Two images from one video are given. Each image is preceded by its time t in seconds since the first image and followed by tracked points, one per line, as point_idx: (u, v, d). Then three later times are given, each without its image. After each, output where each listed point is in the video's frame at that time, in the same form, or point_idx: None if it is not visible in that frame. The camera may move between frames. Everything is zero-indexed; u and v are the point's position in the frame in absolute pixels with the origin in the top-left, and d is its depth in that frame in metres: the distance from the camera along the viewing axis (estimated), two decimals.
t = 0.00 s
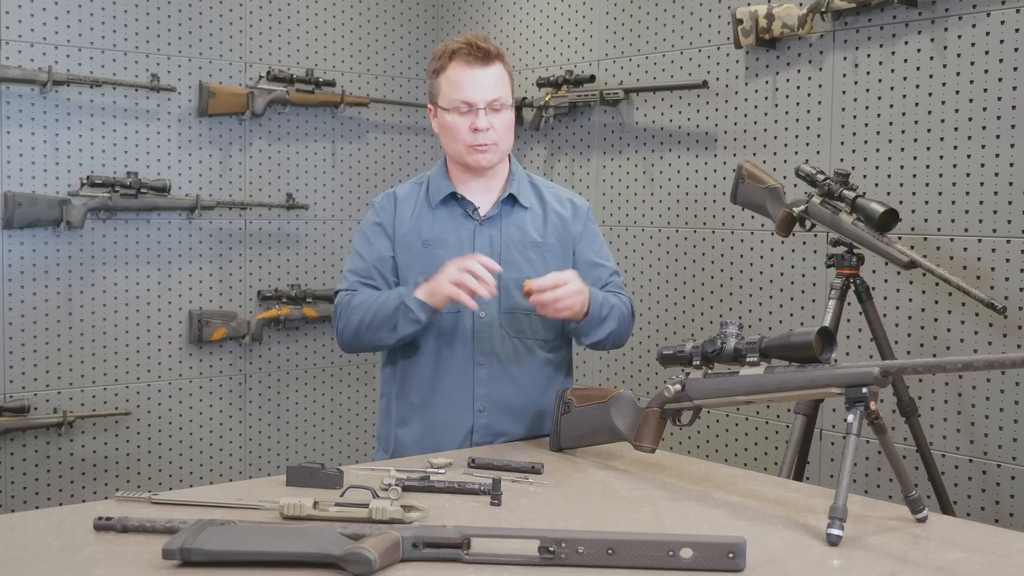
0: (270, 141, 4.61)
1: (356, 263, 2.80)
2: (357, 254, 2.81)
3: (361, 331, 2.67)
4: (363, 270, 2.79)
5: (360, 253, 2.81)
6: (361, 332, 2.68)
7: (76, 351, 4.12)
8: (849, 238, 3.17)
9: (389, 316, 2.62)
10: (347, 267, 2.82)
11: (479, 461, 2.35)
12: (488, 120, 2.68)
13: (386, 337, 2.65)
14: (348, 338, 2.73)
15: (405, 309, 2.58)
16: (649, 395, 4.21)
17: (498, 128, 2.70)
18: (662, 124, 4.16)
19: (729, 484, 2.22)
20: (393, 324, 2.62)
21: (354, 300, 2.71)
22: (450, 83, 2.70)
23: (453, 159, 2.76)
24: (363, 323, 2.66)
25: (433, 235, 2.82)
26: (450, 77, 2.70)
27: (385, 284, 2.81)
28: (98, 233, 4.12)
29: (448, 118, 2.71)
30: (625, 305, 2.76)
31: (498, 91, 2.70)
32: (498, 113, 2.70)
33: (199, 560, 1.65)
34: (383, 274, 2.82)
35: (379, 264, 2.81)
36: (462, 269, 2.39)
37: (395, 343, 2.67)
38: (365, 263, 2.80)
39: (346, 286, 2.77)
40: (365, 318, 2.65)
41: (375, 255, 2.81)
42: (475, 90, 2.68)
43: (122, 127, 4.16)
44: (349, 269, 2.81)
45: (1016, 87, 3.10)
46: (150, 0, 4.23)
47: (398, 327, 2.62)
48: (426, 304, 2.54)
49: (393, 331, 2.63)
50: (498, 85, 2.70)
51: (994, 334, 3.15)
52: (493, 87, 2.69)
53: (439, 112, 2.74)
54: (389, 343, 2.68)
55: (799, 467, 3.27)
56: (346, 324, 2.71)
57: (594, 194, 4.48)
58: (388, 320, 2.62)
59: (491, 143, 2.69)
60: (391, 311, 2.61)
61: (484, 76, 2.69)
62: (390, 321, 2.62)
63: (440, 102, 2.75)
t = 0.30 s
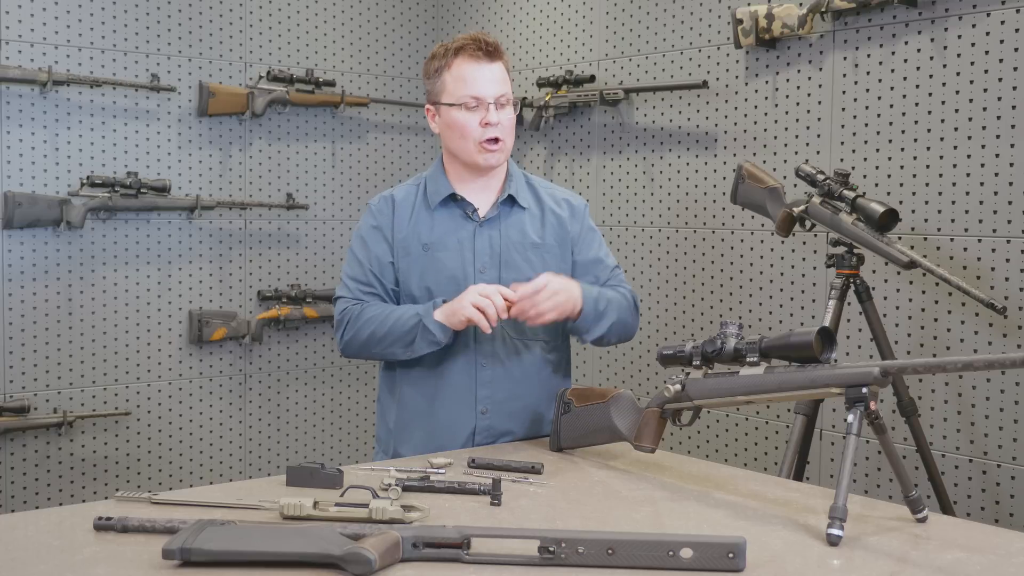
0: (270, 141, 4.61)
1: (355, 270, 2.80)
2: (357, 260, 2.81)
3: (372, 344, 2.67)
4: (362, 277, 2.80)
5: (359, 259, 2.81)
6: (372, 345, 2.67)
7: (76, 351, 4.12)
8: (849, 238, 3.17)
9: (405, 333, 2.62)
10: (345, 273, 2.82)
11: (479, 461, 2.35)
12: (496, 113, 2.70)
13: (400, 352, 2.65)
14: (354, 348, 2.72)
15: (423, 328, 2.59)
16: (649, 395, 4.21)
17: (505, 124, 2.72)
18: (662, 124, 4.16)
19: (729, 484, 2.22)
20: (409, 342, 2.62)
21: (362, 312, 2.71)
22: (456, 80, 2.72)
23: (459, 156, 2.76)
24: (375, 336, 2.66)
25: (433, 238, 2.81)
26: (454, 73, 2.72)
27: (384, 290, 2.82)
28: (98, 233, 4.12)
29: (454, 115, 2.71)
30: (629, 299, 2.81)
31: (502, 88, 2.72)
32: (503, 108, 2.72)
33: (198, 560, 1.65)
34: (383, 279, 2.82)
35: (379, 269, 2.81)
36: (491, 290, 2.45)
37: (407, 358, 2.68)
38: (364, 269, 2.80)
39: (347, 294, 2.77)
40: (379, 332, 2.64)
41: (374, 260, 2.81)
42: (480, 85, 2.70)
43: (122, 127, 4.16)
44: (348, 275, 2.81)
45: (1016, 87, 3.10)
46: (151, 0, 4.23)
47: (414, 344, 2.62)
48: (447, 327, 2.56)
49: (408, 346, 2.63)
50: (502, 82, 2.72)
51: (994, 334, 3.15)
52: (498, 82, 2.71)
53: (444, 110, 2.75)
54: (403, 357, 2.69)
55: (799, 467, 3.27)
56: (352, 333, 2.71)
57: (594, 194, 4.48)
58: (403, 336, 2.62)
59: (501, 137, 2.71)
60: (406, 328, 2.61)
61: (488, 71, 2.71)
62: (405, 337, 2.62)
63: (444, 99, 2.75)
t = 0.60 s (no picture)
0: (270, 141, 4.61)
1: (346, 271, 2.80)
2: (348, 263, 2.81)
3: (361, 345, 2.66)
4: (352, 279, 2.79)
5: (351, 261, 2.80)
6: (361, 345, 2.66)
7: (76, 351, 4.12)
8: (849, 238, 3.17)
9: (393, 333, 2.59)
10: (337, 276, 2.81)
11: (479, 461, 2.35)
12: (493, 124, 2.69)
13: (390, 351, 2.63)
14: (345, 349, 2.71)
15: (410, 328, 2.56)
16: (649, 395, 4.21)
17: (502, 133, 2.71)
18: (662, 124, 4.16)
19: (729, 484, 2.22)
20: (401, 342, 2.60)
21: (351, 313, 2.69)
22: (454, 89, 2.71)
23: (454, 163, 2.76)
24: (364, 337, 2.64)
25: (425, 239, 2.81)
26: (451, 81, 2.71)
27: (376, 291, 2.81)
28: (98, 233, 4.12)
29: (451, 124, 2.70)
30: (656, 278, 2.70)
31: (499, 99, 2.71)
32: (501, 118, 2.72)
33: (198, 560, 1.65)
34: (375, 281, 2.81)
35: (371, 271, 2.81)
36: (460, 287, 2.36)
37: (399, 357, 2.66)
38: (355, 271, 2.80)
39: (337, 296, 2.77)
40: (367, 334, 2.62)
41: (365, 262, 2.81)
42: (477, 95, 2.69)
43: (122, 127, 4.16)
44: (339, 278, 2.80)
45: (1016, 87, 3.10)
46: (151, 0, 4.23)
47: (404, 344, 2.60)
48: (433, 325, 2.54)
49: (398, 346, 2.61)
50: (500, 93, 2.72)
51: (994, 334, 3.15)
52: (494, 92, 2.71)
53: (441, 118, 2.73)
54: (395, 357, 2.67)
55: (799, 467, 3.27)
56: (342, 335, 2.70)
57: (594, 194, 4.48)
58: (391, 336, 2.60)
59: (496, 147, 2.70)
60: (394, 327, 2.58)
61: (485, 81, 2.70)
62: (393, 337, 2.60)
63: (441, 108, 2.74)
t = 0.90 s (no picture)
0: (270, 141, 4.61)
1: (339, 269, 2.80)
2: (343, 260, 2.81)
3: (354, 344, 2.66)
4: (346, 277, 2.80)
5: (345, 259, 2.81)
6: (354, 344, 2.66)
7: (76, 351, 4.12)
8: (848, 238, 3.17)
9: (386, 334, 2.59)
10: (331, 273, 2.81)
11: (479, 461, 2.35)
12: (491, 121, 2.70)
13: (383, 351, 2.64)
14: (338, 346, 2.71)
15: (402, 330, 2.56)
16: (649, 395, 4.21)
17: (499, 131, 2.71)
18: (662, 124, 4.16)
19: (729, 484, 2.22)
20: (394, 343, 2.60)
21: (344, 311, 2.70)
22: (452, 84, 2.71)
23: (450, 159, 2.75)
24: (356, 337, 2.64)
25: (419, 238, 2.81)
26: (451, 76, 2.72)
27: (369, 290, 2.82)
28: (98, 233, 4.12)
29: (449, 119, 2.70)
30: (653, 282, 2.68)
31: (498, 96, 2.72)
32: (498, 116, 2.72)
33: (198, 560, 1.65)
34: (369, 279, 2.82)
35: (365, 269, 2.81)
36: (456, 293, 2.35)
37: (392, 357, 2.66)
38: (349, 269, 2.80)
39: (330, 294, 2.77)
40: (360, 333, 2.63)
41: (359, 260, 2.81)
42: (476, 90, 2.69)
43: (122, 127, 4.16)
44: (333, 275, 2.81)
45: (1016, 87, 3.10)
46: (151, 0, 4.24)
47: (396, 344, 2.60)
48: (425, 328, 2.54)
49: (390, 347, 2.62)
50: (498, 90, 2.72)
51: (994, 334, 3.15)
52: (493, 90, 2.71)
53: (438, 113, 2.73)
54: (387, 357, 2.67)
55: (799, 467, 3.27)
56: (335, 333, 2.70)
57: (594, 195, 4.48)
58: (384, 337, 2.60)
59: (492, 144, 2.70)
60: (387, 329, 2.58)
61: (485, 78, 2.71)
62: (386, 338, 2.60)
63: (439, 103, 2.74)
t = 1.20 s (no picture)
0: (270, 141, 4.61)
1: (338, 270, 2.81)
2: (342, 261, 2.81)
3: (353, 346, 2.66)
4: (346, 278, 2.80)
5: (344, 260, 2.81)
6: (354, 346, 2.66)
7: (76, 351, 4.11)
8: (848, 238, 3.17)
9: (385, 336, 2.60)
10: (330, 274, 2.82)
11: (479, 460, 2.35)
12: (490, 118, 2.70)
13: (382, 353, 2.64)
14: (337, 348, 2.72)
15: (401, 333, 2.56)
16: (649, 395, 4.21)
17: (497, 128, 2.71)
18: (662, 124, 4.16)
19: (729, 484, 2.22)
20: (393, 345, 2.61)
21: (343, 312, 2.70)
22: (450, 83, 2.72)
23: (448, 158, 2.76)
24: (356, 339, 2.65)
25: (419, 239, 2.81)
26: (449, 74, 2.72)
27: (369, 291, 2.82)
28: (98, 233, 4.12)
29: (446, 117, 2.71)
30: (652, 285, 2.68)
31: (495, 94, 2.72)
32: (497, 113, 2.72)
33: (198, 560, 1.65)
34: (369, 280, 2.82)
35: (365, 270, 2.82)
36: (454, 300, 2.36)
37: (391, 359, 2.67)
38: (349, 270, 2.80)
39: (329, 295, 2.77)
40: (359, 335, 2.63)
41: (359, 261, 2.82)
42: (474, 87, 2.70)
43: (122, 127, 4.16)
44: (333, 276, 2.81)
45: (1016, 87, 3.10)
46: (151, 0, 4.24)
47: (396, 346, 2.61)
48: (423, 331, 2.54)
49: (390, 349, 2.62)
50: (496, 88, 2.72)
51: (994, 333, 3.15)
52: (492, 87, 2.72)
53: (436, 111, 2.74)
54: (386, 358, 2.67)
55: (799, 467, 3.27)
56: (335, 335, 2.71)
57: (594, 195, 4.48)
58: (383, 339, 2.60)
59: (492, 142, 2.70)
60: (386, 331, 2.59)
61: (483, 76, 2.71)
62: (385, 341, 2.60)
63: (437, 101, 2.74)
